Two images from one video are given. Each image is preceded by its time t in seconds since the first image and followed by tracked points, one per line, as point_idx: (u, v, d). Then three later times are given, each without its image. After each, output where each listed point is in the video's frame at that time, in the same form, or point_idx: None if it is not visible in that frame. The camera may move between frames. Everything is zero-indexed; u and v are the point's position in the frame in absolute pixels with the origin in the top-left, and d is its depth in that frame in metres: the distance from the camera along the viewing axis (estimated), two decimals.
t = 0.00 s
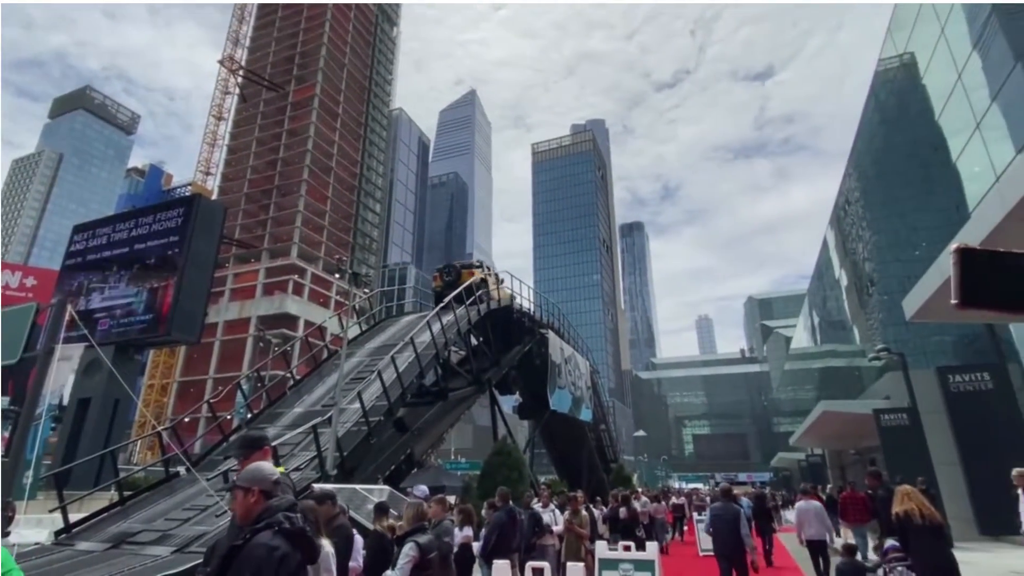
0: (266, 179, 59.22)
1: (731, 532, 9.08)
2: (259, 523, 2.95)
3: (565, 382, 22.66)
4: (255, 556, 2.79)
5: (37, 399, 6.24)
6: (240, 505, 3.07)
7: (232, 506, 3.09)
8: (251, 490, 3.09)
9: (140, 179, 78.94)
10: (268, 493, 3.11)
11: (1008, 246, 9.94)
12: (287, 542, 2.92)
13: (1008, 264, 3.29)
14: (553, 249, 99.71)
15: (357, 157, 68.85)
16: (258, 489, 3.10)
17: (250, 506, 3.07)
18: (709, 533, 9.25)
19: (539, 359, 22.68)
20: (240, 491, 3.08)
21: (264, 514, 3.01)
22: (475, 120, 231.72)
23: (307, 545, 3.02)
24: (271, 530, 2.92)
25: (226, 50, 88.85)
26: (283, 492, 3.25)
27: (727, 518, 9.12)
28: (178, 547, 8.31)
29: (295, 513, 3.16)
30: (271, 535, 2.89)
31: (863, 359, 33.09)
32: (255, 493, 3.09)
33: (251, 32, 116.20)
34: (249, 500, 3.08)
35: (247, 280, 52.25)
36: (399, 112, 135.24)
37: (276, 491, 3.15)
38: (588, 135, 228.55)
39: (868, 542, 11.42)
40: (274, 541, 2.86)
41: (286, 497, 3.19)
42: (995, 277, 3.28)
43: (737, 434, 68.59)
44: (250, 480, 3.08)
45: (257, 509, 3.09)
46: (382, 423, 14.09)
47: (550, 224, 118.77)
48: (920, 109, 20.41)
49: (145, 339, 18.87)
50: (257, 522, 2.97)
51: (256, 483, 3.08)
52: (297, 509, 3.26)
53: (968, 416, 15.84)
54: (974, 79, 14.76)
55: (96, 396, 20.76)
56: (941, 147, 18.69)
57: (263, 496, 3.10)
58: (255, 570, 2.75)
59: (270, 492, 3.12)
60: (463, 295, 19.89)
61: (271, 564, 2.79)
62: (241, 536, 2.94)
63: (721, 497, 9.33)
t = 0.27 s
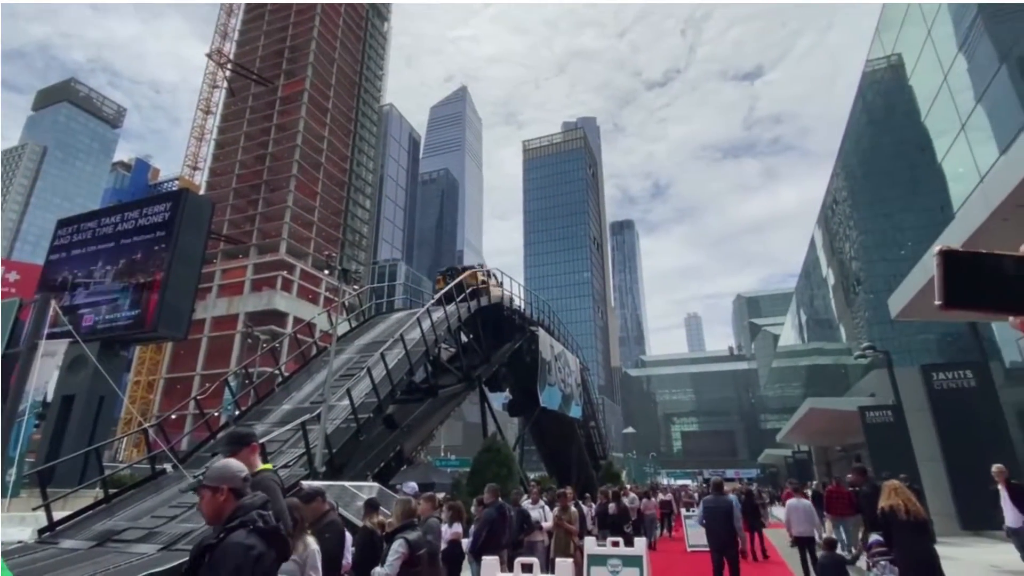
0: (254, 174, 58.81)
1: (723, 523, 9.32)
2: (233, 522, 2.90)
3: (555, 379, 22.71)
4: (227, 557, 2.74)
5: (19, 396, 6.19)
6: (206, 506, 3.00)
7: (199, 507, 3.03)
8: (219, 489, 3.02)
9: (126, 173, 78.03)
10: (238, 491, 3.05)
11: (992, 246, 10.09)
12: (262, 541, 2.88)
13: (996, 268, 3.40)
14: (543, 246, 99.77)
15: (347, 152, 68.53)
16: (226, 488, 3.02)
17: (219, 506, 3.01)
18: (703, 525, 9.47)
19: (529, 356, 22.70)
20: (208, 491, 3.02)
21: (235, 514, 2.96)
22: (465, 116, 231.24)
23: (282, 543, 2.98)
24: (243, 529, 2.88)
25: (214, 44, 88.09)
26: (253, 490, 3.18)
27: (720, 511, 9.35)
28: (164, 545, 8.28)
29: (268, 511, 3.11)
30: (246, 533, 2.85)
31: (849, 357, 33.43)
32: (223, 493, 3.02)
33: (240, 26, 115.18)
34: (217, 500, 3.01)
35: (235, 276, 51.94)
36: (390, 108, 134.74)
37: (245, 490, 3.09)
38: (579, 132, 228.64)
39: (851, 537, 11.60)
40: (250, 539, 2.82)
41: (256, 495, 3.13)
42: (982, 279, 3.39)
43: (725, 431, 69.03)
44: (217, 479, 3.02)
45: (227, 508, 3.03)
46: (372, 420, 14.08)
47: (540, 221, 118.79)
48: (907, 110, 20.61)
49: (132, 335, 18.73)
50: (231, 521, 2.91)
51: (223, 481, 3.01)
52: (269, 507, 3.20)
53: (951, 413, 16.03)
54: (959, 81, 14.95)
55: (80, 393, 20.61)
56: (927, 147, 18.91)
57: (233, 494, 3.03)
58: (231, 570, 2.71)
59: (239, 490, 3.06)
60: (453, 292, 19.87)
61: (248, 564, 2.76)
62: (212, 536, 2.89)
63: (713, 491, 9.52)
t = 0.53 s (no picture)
0: (244, 169, 58.42)
1: (713, 518, 9.38)
2: (203, 520, 2.93)
3: (546, 375, 22.76)
4: (197, 555, 2.76)
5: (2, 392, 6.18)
6: (174, 504, 3.03)
7: (167, 503, 3.06)
8: (186, 487, 3.05)
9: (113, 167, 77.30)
10: (207, 489, 3.08)
11: (977, 244, 10.23)
12: (233, 539, 2.90)
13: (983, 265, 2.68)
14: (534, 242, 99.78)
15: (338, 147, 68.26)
16: (195, 485, 3.06)
17: (188, 505, 3.03)
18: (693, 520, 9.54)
19: (520, 352, 22.74)
20: (175, 488, 3.04)
21: (205, 513, 2.98)
22: (457, 112, 231.15)
23: (255, 543, 3.00)
24: (214, 528, 2.89)
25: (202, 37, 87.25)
26: (222, 488, 3.20)
27: (710, 506, 9.41)
28: (152, 542, 8.29)
29: (240, 508, 3.13)
30: (217, 533, 2.87)
31: (837, 353, 33.75)
32: (191, 490, 3.06)
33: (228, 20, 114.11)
34: (184, 498, 3.04)
35: (224, 272, 51.67)
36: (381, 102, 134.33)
37: (213, 488, 3.12)
38: (571, 128, 228.66)
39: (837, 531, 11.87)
40: (222, 540, 2.84)
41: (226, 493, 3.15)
42: (972, 276, 2.68)
43: (714, 426, 69.48)
44: (184, 477, 3.05)
45: (196, 506, 3.05)
46: (363, 416, 14.07)
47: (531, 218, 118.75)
48: (895, 109, 20.79)
49: (118, 331, 18.61)
50: (201, 519, 2.94)
51: (191, 478, 3.04)
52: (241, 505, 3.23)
53: (936, 410, 16.23)
54: (947, 80, 15.08)
55: (67, 389, 20.38)
56: (915, 146, 19.08)
57: (202, 492, 3.07)
58: (201, 571, 2.73)
59: (208, 489, 3.09)
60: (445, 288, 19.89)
61: (219, 565, 2.77)
62: (182, 535, 2.91)
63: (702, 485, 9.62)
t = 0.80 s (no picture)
0: (233, 162, 57.98)
1: (704, 512, 9.48)
2: (178, 518, 2.94)
3: (538, 370, 22.79)
4: (172, 553, 2.78)
5: None
6: (147, 501, 3.05)
7: (141, 500, 3.08)
8: (160, 484, 3.08)
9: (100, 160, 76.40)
10: (181, 486, 3.11)
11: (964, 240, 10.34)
12: (210, 537, 2.92)
13: (979, 262, 2.61)
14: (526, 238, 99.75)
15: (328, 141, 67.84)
16: (168, 482, 3.08)
17: (162, 502, 3.06)
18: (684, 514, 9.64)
19: (512, 347, 22.77)
20: (148, 485, 3.07)
21: (180, 510, 3.01)
22: (448, 107, 231.00)
23: (232, 540, 3.01)
24: (190, 526, 2.91)
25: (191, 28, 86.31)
26: (197, 485, 3.23)
27: (702, 500, 9.53)
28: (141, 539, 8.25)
29: (216, 505, 3.15)
30: (193, 531, 2.89)
31: (826, 348, 34.02)
32: (165, 487, 3.08)
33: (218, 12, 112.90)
34: (158, 495, 3.06)
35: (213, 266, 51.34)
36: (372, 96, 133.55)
37: (188, 485, 3.14)
38: (563, 124, 228.56)
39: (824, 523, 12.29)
40: (197, 537, 2.86)
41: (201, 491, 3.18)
42: (968, 272, 2.62)
43: (704, 421, 69.86)
44: (158, 473, 3.07)
45: (171, 504, 3.08)
46: (354, 411, 14.06)
47: (523, 213, 118.70)
48: (885, 106, 20.89)
49: (106, 327, 18.48)
50: (176, 518, 2.96)
51: (164, 475, 3.07)
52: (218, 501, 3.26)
53: (923, 405, 16.40)
54: (935, 78, 15.18)
55: (54, 385, 20.20)
56: (904, 142, 19.21)
57: (176, 489, 3.10)
58: (176, 569, 2.75)
59: (183, 486, 3.12)
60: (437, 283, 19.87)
61: (194, 563, 2.79)
62: (157, 533, 2.94)
63: (692, 480, 9.72)
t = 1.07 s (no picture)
0: (223, 155, 57.59)
1: (696, 503, 9.57)
2: (163, 513, 2.96)
3: (531, 364, 22.79)
4: (158, 548, 2.81)
5: None
6: (129, 496, 3.05)
7: (123, 494, 3.08)
8: (143, 478, 3.07)
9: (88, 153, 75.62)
10: (165, 481, 3.11)
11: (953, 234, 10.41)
12: (195, 532, 2.94)
13: (975, 252, 2.64)
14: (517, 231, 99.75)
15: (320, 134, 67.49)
16: (152, 477, 3.09)
17: (145, 497, 3.06)
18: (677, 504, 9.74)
19: (505, 341, 22.82)
20: (130, 480, 3.07)
21: (165, 505, 3.03)
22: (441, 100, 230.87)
23: (217, 534, 3.03)
24: (175, 521, 2.93)
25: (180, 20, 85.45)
26: (181, 479, 3.23)
27: (694, 491, 9.65)
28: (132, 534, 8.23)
29: (201, 499, 3.17)
30: (179, 526, 2.90)
31: (816, 342, 34.28)
32: (147, 482, 3.08)
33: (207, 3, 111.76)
34: (141, 489, 3.06)
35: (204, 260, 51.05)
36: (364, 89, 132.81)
37: (172, 480, 3.15)
38: (556, 117, 228.37)
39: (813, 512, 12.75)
40: (184, 533, 2.88)
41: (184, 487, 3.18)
42: (967, 262, 2.65)
43: (695, 414, 70.28)
44: (140, 468, 3.07)
45: (154, 500, 3.08)
46: (346, 406, 14.04)
47: (516, 206, 118.57)
48: (876, 100, 20.99)
49: (96, 321, 18.35)
50: (162, 513, 2.97)
51: (147, 469, 3.07)
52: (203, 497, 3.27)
53: (912, 397, 16.54)
54: (927, 73, 15.24)
55: (43, 379, 20.07)
56: (894, 136, 19.32)
57: (160, 484, 3.10)
58: (163, 563, 2.78)
59: (166, 480, 3.13)
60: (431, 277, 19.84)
61: (180, 560, 2.81)
62: (143, 528, 2.95)
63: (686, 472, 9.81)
